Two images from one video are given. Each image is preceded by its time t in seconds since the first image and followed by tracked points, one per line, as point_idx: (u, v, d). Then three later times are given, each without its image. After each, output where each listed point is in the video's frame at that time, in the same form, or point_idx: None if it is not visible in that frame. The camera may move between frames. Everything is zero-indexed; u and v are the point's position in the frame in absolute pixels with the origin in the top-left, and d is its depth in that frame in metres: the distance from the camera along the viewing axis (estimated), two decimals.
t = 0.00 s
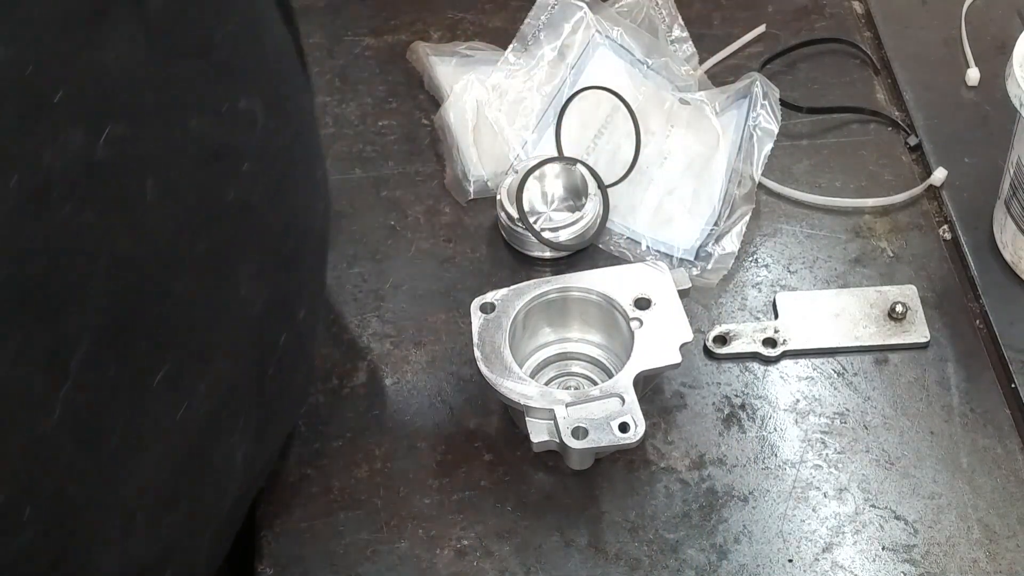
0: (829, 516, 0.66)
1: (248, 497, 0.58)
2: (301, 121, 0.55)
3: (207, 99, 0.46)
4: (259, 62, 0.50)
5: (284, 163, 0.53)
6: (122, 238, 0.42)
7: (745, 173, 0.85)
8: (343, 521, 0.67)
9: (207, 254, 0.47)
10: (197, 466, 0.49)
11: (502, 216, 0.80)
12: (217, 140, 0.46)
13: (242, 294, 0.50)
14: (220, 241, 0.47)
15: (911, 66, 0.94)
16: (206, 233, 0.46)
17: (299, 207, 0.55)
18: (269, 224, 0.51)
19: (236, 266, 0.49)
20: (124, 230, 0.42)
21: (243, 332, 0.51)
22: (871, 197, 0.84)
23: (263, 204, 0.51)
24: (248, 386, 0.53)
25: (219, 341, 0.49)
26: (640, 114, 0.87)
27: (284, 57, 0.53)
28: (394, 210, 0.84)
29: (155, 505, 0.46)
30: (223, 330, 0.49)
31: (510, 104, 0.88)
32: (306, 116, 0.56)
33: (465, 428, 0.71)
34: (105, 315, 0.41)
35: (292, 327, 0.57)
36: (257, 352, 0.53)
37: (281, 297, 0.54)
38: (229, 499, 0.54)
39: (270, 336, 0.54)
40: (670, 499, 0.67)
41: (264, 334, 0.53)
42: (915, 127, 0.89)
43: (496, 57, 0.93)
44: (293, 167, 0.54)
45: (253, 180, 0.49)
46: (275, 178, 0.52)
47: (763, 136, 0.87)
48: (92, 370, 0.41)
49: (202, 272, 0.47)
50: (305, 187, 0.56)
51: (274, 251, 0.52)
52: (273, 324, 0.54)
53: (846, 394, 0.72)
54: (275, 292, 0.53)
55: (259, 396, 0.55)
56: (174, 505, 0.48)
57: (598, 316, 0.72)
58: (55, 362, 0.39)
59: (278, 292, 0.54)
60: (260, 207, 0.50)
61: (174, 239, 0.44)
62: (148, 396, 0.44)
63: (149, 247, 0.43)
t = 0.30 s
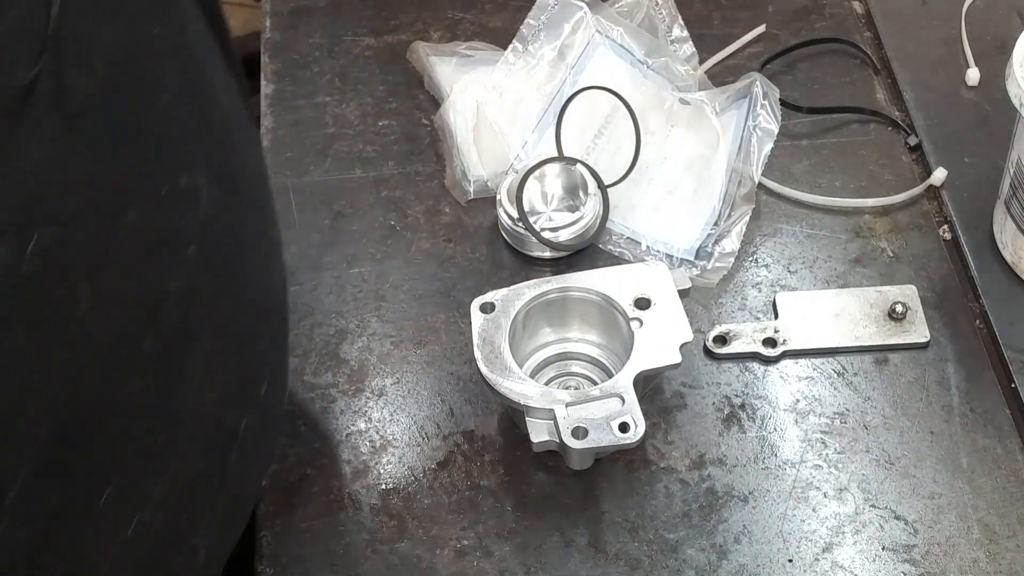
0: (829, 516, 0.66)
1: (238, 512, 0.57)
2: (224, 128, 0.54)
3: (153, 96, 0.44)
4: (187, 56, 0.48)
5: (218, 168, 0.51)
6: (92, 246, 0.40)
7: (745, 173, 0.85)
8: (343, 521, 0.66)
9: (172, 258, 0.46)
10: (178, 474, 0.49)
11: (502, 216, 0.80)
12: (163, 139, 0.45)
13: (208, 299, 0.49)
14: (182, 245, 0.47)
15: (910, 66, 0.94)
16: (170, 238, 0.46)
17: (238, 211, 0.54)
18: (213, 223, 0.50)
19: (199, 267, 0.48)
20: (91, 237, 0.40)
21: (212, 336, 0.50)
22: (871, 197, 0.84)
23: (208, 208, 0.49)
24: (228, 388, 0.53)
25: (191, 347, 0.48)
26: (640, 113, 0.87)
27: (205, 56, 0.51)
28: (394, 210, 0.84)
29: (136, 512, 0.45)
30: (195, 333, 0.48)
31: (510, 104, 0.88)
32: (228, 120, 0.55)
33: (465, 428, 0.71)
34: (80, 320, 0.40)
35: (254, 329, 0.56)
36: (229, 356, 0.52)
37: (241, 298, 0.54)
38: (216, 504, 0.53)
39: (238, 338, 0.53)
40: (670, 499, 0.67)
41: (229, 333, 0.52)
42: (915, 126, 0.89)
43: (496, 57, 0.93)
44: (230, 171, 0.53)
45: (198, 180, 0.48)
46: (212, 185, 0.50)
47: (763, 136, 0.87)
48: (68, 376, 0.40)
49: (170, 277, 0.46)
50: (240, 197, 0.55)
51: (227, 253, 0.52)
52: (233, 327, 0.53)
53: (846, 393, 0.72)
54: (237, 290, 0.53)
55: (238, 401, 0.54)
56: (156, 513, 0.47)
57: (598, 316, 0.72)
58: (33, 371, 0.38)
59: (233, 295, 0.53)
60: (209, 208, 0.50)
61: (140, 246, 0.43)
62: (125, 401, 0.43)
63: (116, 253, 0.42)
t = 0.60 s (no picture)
0: (829, 516, 0.66)
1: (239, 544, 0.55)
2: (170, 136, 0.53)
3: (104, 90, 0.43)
4: (96, 53, 0.43)
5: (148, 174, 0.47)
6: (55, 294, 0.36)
7: (745, 173, 0.85)
8: (342, 521, 0.67)
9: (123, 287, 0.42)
10: (174, 509, 0.45)
11: (502, 216, 0.80)
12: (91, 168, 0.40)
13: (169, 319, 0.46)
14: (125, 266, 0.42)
15: (910, 66, 0.94)
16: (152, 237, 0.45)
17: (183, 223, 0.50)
18: (160, 235, 0.46)
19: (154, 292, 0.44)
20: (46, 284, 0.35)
21: (200, 336, 0.49)
22: (871, 197, 0.84)
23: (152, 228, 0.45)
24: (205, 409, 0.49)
25: (161, 375, 0.44)
26: (640, 113, 0.87)
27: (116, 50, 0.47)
28: (394, 210, 0.84)
29: (156, 528, 0.44)
30: (182, 343, 0.47)
31: (510, 104, 0.88)
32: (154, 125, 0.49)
33: (464, 428, 0.71)
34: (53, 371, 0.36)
35: (221, 340, 0.53)
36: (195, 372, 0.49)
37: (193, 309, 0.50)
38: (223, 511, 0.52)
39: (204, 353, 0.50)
40: (670, 499, 0.67)
41: (210, 340, 0.51)
42: (915, 126, 0.89)
43: (496, 57, 0.93)
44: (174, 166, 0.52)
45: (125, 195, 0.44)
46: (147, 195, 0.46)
47: (763, 136, 0.87)
48: (85, 385, 0.38)
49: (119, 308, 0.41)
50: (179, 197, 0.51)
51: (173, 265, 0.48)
52: (196, 341, 0.49)
53: (846, 393, 0.72)
54: (191, 298, 0.49)
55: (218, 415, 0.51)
56: (163, 562, 0.44)
57: (598, 316, 0.72)
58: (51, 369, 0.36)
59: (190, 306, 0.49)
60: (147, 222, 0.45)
61: (125, 243, 0.42)
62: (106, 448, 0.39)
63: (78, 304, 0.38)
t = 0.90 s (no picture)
0: (828, 516, 0.66)
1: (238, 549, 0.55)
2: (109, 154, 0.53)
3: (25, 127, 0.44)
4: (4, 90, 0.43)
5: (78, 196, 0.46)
6: None
7: (745, 173, 0.85)
8: (342, 521, 0.67)
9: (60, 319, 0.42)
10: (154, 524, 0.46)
11: (502, 216, 0.80)
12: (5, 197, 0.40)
13: (123, 349, 0.46)
14: (70, 304, 0.43)
15: (911, 66, 0.94)
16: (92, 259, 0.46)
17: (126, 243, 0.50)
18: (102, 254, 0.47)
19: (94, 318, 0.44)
20: None
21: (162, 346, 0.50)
22: (871, 197, 0.84)
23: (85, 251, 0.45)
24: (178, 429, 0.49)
25: (116, 399, 0.44)
26: (640, 113, 0.87)
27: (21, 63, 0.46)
28: (394, 210, 0.84)
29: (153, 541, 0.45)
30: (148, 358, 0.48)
31: (510, 104, 0.88)
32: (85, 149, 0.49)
33: (465, 428, 0.71)
34: None
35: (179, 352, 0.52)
36: (167, 399, 0.49)
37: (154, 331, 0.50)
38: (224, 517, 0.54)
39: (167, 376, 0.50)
40: (670, 499, 0.67)
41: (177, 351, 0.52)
42: (915, 126, 0.89)
43: (496, 57, 0.93)
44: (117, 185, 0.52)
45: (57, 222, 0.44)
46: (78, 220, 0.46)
47: (763, 136, 0.87)
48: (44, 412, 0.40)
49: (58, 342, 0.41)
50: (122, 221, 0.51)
51: (123, 290, 0.48)
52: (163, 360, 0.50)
53: (846, 393, 0.72)
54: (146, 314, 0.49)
55: (196, 434, 0.51)
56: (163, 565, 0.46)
57: (598, 316, 0.72)
58: None
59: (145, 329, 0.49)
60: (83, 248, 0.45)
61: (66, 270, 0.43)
62: (62, 488, 0.40)
63: None
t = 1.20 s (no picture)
0: (829, 516, 0.66)
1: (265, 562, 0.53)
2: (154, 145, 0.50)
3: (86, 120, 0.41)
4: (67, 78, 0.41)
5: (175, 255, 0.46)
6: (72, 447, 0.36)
7: (745, 173, 0.85)
8: (343, 521, 0.67)
9: (154, 400, 0.41)
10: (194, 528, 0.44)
11: (502, 216, 0.80)
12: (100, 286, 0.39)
13: (175, 358, 0.44)
14: (123, 308, 0.40)
15: (911, 66, 0.94)
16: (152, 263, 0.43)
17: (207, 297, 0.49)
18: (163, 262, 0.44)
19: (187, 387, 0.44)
20: (62, 442, 0.36)
21: (216, 357, 0.48)
22: (871, 197, 0.84)
23: (178, 323, 0.44)
24: (245, 499, 0.49)
25: (193, 440, 0.44)
26: (640, 114, 0.87)
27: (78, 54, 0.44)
28: (394, 209, 0.84)
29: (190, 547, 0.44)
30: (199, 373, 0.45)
31: (510, 104, 0.88)
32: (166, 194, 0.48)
33: (465, 428, 0.71)
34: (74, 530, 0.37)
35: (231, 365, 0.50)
36: (217, 409, 0.47)
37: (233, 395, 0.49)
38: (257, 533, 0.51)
39: (242, 443, 0.49)
40: (670, 499, 0.67)
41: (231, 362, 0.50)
42: (915, 126, 0.89)
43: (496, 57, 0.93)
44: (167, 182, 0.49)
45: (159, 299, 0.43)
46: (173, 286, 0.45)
47: (763, 136, 0.87)
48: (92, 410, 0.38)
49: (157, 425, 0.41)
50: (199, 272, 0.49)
51: (187, 303, 0.46)
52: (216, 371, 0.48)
53: (846, 393, 0.72)
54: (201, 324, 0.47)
55: (256, 476, 0.51)
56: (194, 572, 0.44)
57: (598, 316, 0.72)
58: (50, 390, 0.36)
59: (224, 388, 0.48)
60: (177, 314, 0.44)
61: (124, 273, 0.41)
62: (110, 484, 0.38)
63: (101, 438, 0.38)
